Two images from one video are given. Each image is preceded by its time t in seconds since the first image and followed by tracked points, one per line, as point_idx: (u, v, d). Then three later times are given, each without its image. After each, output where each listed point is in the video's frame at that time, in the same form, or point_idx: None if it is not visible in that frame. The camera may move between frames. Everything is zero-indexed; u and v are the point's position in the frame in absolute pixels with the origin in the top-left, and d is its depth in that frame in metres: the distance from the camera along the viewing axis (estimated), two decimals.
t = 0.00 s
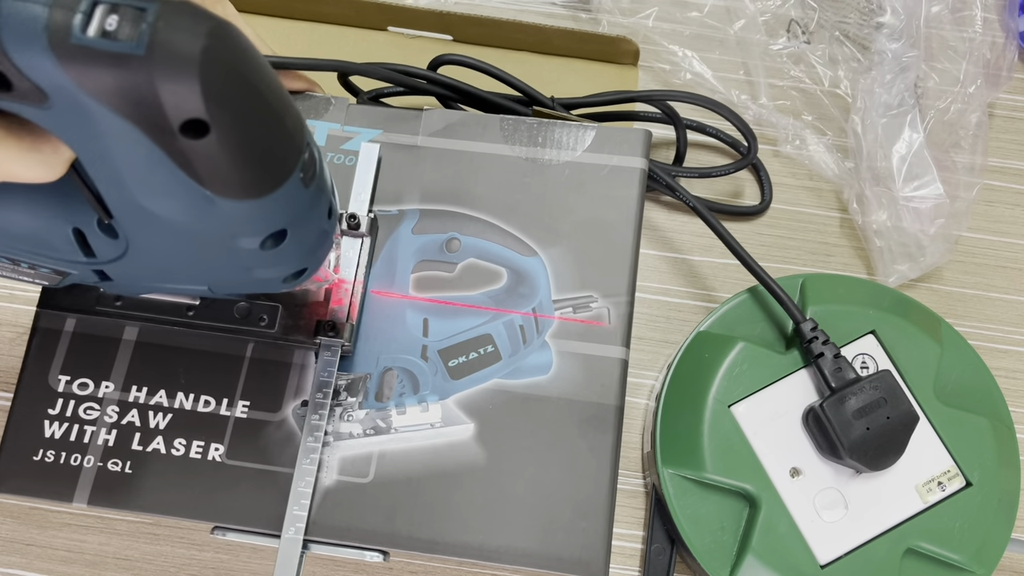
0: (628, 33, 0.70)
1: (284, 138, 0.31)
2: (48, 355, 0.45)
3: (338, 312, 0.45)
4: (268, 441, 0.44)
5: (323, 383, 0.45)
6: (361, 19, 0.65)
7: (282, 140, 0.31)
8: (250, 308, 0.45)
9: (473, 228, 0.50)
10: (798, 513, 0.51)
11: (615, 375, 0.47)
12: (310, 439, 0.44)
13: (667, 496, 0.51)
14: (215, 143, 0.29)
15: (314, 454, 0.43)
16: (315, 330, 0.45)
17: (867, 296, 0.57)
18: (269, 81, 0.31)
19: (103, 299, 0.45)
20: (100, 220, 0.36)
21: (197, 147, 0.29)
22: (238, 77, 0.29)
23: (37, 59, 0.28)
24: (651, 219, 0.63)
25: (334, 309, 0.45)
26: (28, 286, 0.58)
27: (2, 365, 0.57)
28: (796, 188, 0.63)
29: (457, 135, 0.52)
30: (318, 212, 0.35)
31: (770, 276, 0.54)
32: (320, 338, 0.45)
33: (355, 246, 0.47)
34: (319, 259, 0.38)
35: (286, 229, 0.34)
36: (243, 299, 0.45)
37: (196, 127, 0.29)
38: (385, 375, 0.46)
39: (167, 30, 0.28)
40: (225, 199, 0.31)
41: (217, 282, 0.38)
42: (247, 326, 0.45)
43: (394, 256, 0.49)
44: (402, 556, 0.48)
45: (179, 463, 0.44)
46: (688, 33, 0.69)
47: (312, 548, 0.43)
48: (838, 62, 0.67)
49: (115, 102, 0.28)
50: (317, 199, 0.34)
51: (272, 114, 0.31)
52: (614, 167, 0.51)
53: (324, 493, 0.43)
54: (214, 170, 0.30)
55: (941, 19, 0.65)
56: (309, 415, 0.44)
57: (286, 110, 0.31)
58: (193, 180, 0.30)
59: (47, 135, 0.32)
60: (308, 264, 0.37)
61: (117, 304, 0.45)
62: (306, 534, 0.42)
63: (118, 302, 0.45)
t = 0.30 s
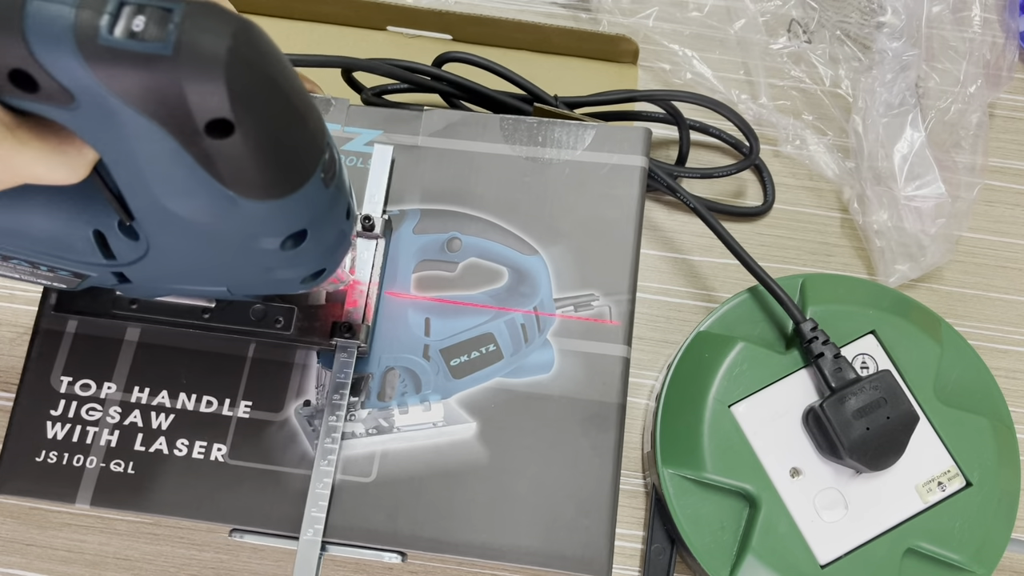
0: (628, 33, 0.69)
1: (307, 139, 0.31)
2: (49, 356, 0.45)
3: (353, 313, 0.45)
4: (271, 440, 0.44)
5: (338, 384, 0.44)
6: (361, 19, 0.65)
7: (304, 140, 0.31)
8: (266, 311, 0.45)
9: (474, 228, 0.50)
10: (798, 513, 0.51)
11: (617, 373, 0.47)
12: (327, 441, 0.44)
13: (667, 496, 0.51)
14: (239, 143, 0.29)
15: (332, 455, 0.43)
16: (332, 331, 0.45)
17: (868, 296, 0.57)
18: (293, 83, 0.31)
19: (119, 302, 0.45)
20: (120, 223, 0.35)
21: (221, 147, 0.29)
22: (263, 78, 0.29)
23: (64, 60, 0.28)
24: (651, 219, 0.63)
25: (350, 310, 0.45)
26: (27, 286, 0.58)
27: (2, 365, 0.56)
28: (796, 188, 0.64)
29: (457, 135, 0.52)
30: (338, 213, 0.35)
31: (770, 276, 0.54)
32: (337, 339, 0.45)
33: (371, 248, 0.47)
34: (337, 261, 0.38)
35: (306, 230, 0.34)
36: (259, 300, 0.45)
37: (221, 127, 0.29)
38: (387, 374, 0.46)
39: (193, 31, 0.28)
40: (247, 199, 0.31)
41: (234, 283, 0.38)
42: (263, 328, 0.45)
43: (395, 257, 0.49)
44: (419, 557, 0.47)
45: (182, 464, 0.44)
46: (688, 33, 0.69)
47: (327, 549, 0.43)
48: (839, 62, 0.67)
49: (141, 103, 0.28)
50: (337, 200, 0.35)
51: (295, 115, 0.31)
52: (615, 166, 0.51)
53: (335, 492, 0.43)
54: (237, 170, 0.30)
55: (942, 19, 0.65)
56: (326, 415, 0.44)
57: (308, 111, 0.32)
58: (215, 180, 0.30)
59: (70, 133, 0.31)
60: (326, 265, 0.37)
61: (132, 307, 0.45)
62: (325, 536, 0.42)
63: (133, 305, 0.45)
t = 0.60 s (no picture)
0: (628, 33, 0.69)
1: (328, 139, 0.32)
2: (52, 357, 0.46)
3: (369, 314, 0.45)
4: (273, 440, 0.44)
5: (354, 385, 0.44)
6: (361, 20, 0.65)
7: (326, 140, 0.32)
8: (282, 313, 0.44)
9: (475, 227, 0.50)
10: (798, 513, 0.51)
11: (619, 371, 0.47)
12: (344, 442, 0.44)
13: (667, 496, 0.51)
14: (264, 143, 0.29)
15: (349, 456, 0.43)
16: (347, 332, 0.44)
17: (868, 297, 0.57)
18: (316, 84, 0.31)
19: (136, 305, 0.44)
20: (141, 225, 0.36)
21: (246, 147, 0.29)
22: (288, 78, 0.29)
23: (91, 61, 0.28)
24: (651, 219, 0.63)
25: (365, 312, 0.45)
26: (28, 287, 0.58)
27: (3, 365, 0.56)
28: (796, 189, 0.63)
29: (458, 134, 0.52)
30: (357, 213, 0.35)
31: (769, 276, 0.54)
32: (353, 340, 0.44)
33: (387, 249, 0.48)
34: (356, 261, 0.38)
35: (326, 230, 0.34)
36: (274, 303, 0.44)
37: (246, 128, 0.29)
38: (390, 374, 0.46)
39: (219, 32, 0.28)
40: (270, 199, 0.31)
41: (254, 285, 0.38)
42: (279, 330, 0.44)
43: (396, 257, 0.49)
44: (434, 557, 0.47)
45: (184, 465, 0.44)
46: (688, 33, 0.69)
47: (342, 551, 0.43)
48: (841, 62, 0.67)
49: (166, 104, 0.28)
50: (356, 201, 0.35)
51: (318, 115, 0.31)
52: (615, 164, 0.51)
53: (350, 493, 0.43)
54: (261, 170, 0.30)
55: (944, 19, 0.65)
56: (343, 416, 0.44)
57: (330, 111, 0.32)
58: (240, 181, 0.31)
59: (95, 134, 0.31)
60: (345, 265, 0.38)
61: (148, 309, 0.44)
62: (343, 537, 0.42)
63: (149, 307, 0.44)
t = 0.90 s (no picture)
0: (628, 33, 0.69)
1: (348, 138, 0.32)
2: (54, 359, 0.47)
3: (385, 316, 0.46)
4: (276, 440, 0.45)
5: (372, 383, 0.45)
6: (361, 20, 0.65)
7: (346, 140, 0.32)
8: (297, 314, 0.45)
9: (475, 227, 0.50)
10: (798, 512, 0.51)
11: (621, 368, 0.47)
12: (362, 442, 0.44)
13: (667, 496, 0.51)
14: (286, 144, 0.29)
15: (368, 457, 0.44)
16: (364, 333, 0.45)
17: (868, 297, 0.57)
18: (336, 84, 0.31)
19: (151, 307, 0.46)
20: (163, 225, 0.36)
21: (267, 147, 0.29)
22: (310, 78, 0.29)
23: (116, 62, 0.28)
24: (652, 219, 0.63)
25: (381, 313, 0.46)
26: (28, 286, 0.58)
27: (2, 365, 0.56)
28: (797, 189, 0.63)
29: (459, 133, 0.52)
30: (376, 213, 0.35)
31: (769, 276, 0.54)
32: (369, 341, 0.45)
33: (399, 250, 0.48)
34: (374, 260, 0.38)
35: (346, 230, 0.34)
36: (290, 305, 0.45)
37: (269, 128, 0.29)
38: (393, 373, 0.46)
39: (243, 32, 0.28)
40: (292, 199, 0.31)
41: (273, 284, 0.38)
42: (295, 331, 0.45)
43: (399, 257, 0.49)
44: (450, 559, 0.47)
45: (186, 465, 0.44)
46: (688, 33, 0.69)
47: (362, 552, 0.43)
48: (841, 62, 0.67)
49: (191, 103, 0.28)
50: (375, 200, 0.35)
51: (339, 115, 0.31)
52: (616, 162, 0.51)
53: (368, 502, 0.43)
54: (283, 170, 0.30)
55: (944, 19, 0.65)
56: (360, 417, 0.44)
57: (349, 111, 0.32)
58: (261, 181, 0.31)
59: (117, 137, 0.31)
60: (363, 265, 0.38)
61: (163, 312, 0.46)
62: (361, 538, 0.43)
63: (164, 310, 0.46)
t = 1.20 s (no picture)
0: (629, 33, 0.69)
1: (375, 140, 0.32)
2: (57, 362, 0.47)
3: (403, 318, 0.46)
4: (280, 440, 0.45)
5: (390, 385, 0.45)
6: (362, 20, 0.65)
7: (373, 141, 0.32)
8: (316, 316, 0.45)
9: (476, 226, 0.50)
10: (798, 513, 0.51)
11: (624, 366, 0.47)
12: (383, 443, 0.44)
13: (667, 496, 0.51)
14: (314, 144, 0.29)
15: (388, 458, 0.44)
16: (382, 335, 0.45)
17: (869, 297, 0.57)
18: (362, 86, 0.31)
19: (170, 309, 0.45)
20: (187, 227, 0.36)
21: (296, 148, 0.30)
22: (339, 80, 0.29)
23: (147, 65, 0.28)
24: (653, 219, 0.63)
25: (400, 314, 0.46)
26: (29, 286, 0.57)
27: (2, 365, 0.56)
28: (798, 188, 0.63)
29: (458, 134, 0.52)
30: (399, 215, 0.35)
31: (770, 276, 0.54)
32: (388, 343, 0.45)
33: (416, 253, 0.47)
34: (396, 262, 0.38)
35: (369, 232, 0.34)
36: (309, 306, 0.44)
37: (298, 129, 0.29)
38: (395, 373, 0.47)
39: (273, 33, 0.28)
40: (317, 200, 0.31)
41: (296, 286, 0.38)
42: (315, 333, 0.44)
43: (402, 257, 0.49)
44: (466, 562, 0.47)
45: (189, 466, 0.45)
46: (690, 33, 0.69)
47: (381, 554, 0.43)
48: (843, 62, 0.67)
49: (221, 105, 0.28)
50: (398, 203, 0.35)
51: (366, 116, 0.31)
52: (617, 161, 0.51)
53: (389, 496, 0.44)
54: (310, 170, 0.30)
55: (946, 18, 0.65)
56: (380, 419, 0.45)
57: (376, 113, 0.32)
58: (289, 182, 0.31)
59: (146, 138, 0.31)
60: (386, 268, 0.38)
61: (183, 314, 0.45)
62: (382, 540, 0.43)
63: (183, 312, 0.45)
